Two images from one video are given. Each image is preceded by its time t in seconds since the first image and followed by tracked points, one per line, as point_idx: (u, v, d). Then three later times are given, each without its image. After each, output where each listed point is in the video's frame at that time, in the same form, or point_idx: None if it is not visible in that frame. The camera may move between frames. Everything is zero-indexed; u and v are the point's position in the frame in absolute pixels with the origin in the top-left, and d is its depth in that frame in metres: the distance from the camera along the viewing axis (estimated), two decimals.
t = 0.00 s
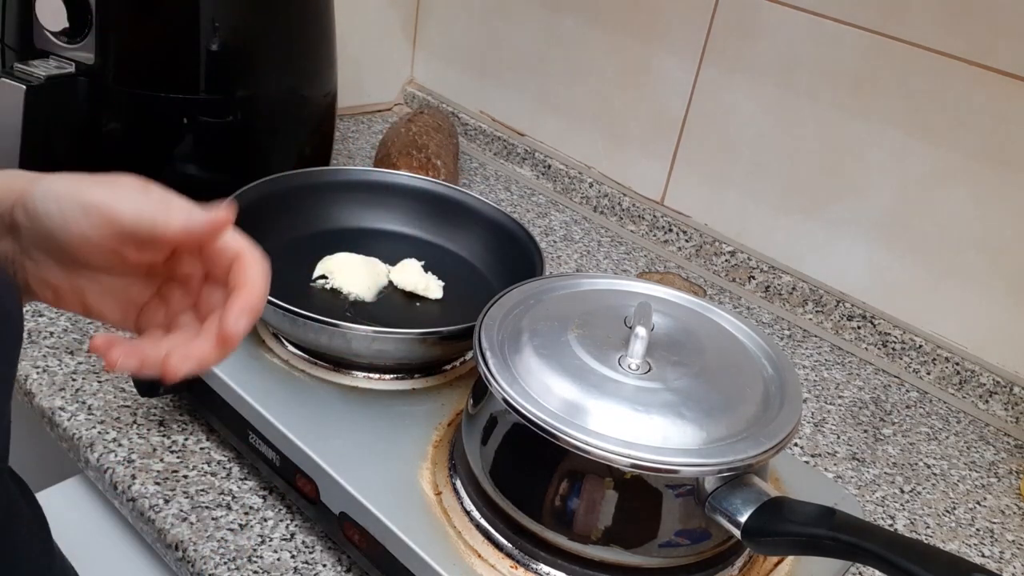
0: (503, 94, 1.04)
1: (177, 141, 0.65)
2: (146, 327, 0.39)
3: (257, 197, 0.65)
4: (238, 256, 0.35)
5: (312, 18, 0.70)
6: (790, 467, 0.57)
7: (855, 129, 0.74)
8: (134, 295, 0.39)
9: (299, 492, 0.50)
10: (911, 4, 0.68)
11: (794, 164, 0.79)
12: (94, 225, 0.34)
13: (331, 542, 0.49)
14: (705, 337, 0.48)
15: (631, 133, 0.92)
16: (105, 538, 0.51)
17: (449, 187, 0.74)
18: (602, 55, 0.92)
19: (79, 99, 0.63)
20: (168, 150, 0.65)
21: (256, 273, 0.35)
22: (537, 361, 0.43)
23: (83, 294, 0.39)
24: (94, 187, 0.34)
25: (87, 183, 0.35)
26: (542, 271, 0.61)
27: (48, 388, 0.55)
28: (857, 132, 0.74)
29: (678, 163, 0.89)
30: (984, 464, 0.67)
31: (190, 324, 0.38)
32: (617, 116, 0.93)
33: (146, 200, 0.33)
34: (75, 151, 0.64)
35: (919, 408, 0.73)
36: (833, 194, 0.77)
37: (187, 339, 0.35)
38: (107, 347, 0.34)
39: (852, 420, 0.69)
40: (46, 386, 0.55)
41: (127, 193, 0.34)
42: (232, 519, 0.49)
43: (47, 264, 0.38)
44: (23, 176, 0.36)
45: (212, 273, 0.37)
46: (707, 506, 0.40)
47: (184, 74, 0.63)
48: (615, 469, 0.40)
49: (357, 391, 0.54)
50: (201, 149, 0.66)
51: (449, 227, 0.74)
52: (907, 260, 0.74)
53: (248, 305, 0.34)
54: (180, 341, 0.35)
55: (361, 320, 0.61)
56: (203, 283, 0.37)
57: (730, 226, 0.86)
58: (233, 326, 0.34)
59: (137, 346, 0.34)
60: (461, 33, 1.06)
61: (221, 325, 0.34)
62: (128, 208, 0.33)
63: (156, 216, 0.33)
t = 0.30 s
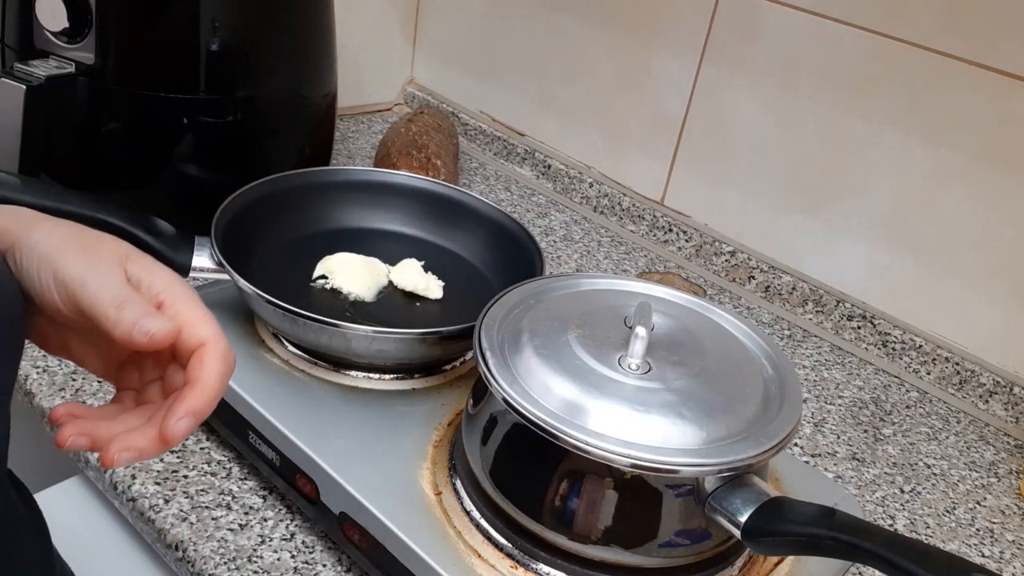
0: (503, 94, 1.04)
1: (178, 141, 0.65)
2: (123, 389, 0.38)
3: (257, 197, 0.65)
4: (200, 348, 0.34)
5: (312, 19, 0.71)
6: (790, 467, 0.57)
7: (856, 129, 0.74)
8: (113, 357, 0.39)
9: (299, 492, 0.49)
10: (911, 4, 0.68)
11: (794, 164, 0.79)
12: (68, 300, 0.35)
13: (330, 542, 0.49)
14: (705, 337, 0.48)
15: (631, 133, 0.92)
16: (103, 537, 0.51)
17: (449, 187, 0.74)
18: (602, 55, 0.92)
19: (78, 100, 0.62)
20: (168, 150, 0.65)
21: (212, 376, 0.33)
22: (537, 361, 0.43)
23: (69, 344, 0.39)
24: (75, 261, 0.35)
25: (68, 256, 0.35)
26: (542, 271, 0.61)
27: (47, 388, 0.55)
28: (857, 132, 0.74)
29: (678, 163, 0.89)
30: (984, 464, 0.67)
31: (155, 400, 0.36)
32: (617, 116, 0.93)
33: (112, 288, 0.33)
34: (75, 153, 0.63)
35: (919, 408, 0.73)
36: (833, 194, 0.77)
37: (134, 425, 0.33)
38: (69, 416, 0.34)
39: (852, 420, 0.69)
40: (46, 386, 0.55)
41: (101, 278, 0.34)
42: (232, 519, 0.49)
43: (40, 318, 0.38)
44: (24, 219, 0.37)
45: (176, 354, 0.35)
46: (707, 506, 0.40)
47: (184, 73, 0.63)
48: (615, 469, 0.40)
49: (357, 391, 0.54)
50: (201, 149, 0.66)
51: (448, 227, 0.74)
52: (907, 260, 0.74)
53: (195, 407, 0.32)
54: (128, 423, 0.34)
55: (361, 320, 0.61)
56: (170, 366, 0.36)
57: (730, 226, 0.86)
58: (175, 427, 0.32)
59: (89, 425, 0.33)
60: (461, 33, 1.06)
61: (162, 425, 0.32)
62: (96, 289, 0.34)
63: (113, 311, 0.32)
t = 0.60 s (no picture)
0: (503, 94, 1.04)
1: (178, 141, 0.65)
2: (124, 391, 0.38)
3: (257, 197, 0.65)
4: (204, 348, 0.34)
5: (312, 18, 0.71)
6: (790, 467, 0.57)
7: (856, 129, 0.74)
8: (113, 359, 0.38)
9: (299, 492, 0.49)
10: (911, 4, 0.68)
11: (794, 164, 0.79)
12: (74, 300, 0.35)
13: (330, 542, 0.49)
14: (705, 337, 0.48)
15: (631, 133, 0.92)
16: (102, 537, 0.51)
17: (449, 187, 0.74)
18: (602, 55, 0.92)
19: (78, 100, 0.62)
20: (168, 150, 0.65)
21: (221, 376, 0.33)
22: (537, 361, 0.43)
23: (70, 347, 0.39)
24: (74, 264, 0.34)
25: (70, 261, 0.35)
26: (542, 271, 0.61)
27: (47, 388, 0.55)
28: (857, 132, 0.74)
29: (678, 163, 0.89)
30: (984, 464, 0.67)
31: (158, 401, 0.36)
32: (618, 116, 0.93)
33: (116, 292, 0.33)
34: (75, 153, 0.63)
35: (919, 408, 0.73)
36: (833, 194, 0.77)
37: (140, 427, 0.33)
38: (73, 419, 0.34)
39: (852, 420, 0.69)
40: (46, 386, 0.55)
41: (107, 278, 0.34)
42: (232, 518, 0.49)
43: (40, 321, 0.38)
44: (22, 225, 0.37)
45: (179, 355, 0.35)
46: (707, 506, 0.40)
47: (184, 73, 0.63)
48: (615, 469, 0.40)
49: (357, 391, 0.54)
50: (201, 149, 0.66)
51: (448, 227, 0.74)
52: (907, 260, 0.74)
53: (203, 407, 0.32)
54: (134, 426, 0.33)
55: (361, 320, 0.61)
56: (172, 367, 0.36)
57: (730, 226, 0.86)
58: (185, 427, 0.32)
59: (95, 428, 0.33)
60: (461, 33, 1.06)
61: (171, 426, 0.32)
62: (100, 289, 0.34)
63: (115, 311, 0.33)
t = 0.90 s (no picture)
0: (503, 94, 1.04)
1: (177, 141, 0.65)
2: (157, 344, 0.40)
3: (257, 197, 0.65)
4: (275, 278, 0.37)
5: (312, 18, 0.71)
6: (790, 467, 0.57)
7: (856, 129, 0.74)
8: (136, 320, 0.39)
9: (299, 493, 0.49)
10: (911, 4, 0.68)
11: (794, 164, 0.79)
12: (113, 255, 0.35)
13: (330, 542, 0.49)
14: (705, 337, 0.48)
15: (631, 133, 0.92)
16: (102, 537, 0.51)
17: (449, 187, 0.74)
18: (602, 55, 0.92)
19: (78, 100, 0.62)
20: (168, 150, 0.65)
21: (292, 305, 0.37)
22: (537, 361, 0.43)
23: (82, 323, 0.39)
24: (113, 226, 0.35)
25: (96, 218, 0.35)
26: (542, 271, 0.61)
27: (47, 388, 0.55)
28: (857, 132, 0.74)
29: (678, 163, 0.89)
30: (985, 464, 0.67)
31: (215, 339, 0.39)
32: (618, 116, 0.93)
33: (165, 238, 0.35)
34: (75, 153, 0.63)
35: (919, 408, 0.73)
36: (833, 194, 0.77)
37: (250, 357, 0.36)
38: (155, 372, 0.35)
39: (852, 420, 0.69)
40: (46, 386, 0.55)
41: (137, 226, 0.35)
42: (232, 519, 0.49)
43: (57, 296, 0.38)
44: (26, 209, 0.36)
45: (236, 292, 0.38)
46: (707, 506, 0.40)
47: (184, 73, 0.63)
48: (615, 469, 0.40)
49: (357, 391, 0.54)
50: (201, 149, 0.66)
51: (448, 227, 0.74)
52: (906, 260, 0.74)
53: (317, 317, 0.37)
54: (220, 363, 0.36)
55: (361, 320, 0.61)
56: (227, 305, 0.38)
57: (730, 226, 0.86)
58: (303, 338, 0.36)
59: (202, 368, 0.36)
60: (461, 34, 1.06)
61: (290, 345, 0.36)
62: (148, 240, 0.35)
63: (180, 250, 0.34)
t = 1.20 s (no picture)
0: (503, 94, 1.04)
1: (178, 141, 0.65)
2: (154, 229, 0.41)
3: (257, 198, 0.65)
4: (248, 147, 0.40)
5: (312, 18, 0.70)
6: (790, 467, 0.57)
7: (856, 129, 0.74)
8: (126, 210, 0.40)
9: (299, 492, 0.49)
10: (911, 4, 0.68)
11: (794, 164, 0.79)
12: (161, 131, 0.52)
13: (330, 542, 0.49)
14: (705, 337, 0.48)
15: (631, 133, 0.92)
16: (102, 537, 0.51)
17: (449, 187, 0.74)
18: (602, 55, 0.92)
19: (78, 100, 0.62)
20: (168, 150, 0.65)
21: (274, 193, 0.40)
22: (537, 361, 0.43)
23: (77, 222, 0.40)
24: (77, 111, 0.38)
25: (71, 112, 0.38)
26: (542, 272, 0.61)
27: (47, 388, 0.55)
28: (857, 132, 0.74)
29: (678, 163, 0.89)
30: (984, 464, 0.67)
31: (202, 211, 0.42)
32: (618, 116, 0.93)
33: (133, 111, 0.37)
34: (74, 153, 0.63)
35: (919, 408, 0.73)
36: (833, 194, 0.77)
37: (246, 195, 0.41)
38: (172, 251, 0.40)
39: (852, 420, 0.69)
40: (46, 386, 0.55)
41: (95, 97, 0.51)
42: (232, 518, 0.49)
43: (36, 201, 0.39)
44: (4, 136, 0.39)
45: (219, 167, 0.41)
46: (707, 506, 0.40)
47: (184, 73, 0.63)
48: (615, 469, 0.40)
49: (357, 391, 0.54)
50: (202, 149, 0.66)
51: (449, 227, 0.74)
52: (906, 260, 0.74)
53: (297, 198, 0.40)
54: (242, 211, 0.53)
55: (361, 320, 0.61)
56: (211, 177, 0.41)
57: (730, 226, 0.86)
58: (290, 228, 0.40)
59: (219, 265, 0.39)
60: (461, 33, 1.06)
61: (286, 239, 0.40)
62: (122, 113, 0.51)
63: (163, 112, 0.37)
